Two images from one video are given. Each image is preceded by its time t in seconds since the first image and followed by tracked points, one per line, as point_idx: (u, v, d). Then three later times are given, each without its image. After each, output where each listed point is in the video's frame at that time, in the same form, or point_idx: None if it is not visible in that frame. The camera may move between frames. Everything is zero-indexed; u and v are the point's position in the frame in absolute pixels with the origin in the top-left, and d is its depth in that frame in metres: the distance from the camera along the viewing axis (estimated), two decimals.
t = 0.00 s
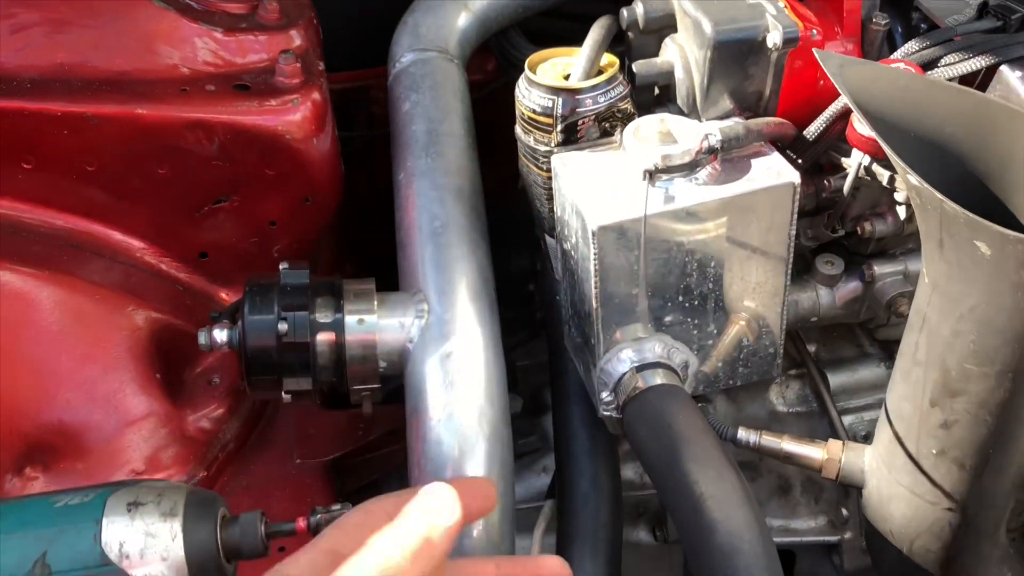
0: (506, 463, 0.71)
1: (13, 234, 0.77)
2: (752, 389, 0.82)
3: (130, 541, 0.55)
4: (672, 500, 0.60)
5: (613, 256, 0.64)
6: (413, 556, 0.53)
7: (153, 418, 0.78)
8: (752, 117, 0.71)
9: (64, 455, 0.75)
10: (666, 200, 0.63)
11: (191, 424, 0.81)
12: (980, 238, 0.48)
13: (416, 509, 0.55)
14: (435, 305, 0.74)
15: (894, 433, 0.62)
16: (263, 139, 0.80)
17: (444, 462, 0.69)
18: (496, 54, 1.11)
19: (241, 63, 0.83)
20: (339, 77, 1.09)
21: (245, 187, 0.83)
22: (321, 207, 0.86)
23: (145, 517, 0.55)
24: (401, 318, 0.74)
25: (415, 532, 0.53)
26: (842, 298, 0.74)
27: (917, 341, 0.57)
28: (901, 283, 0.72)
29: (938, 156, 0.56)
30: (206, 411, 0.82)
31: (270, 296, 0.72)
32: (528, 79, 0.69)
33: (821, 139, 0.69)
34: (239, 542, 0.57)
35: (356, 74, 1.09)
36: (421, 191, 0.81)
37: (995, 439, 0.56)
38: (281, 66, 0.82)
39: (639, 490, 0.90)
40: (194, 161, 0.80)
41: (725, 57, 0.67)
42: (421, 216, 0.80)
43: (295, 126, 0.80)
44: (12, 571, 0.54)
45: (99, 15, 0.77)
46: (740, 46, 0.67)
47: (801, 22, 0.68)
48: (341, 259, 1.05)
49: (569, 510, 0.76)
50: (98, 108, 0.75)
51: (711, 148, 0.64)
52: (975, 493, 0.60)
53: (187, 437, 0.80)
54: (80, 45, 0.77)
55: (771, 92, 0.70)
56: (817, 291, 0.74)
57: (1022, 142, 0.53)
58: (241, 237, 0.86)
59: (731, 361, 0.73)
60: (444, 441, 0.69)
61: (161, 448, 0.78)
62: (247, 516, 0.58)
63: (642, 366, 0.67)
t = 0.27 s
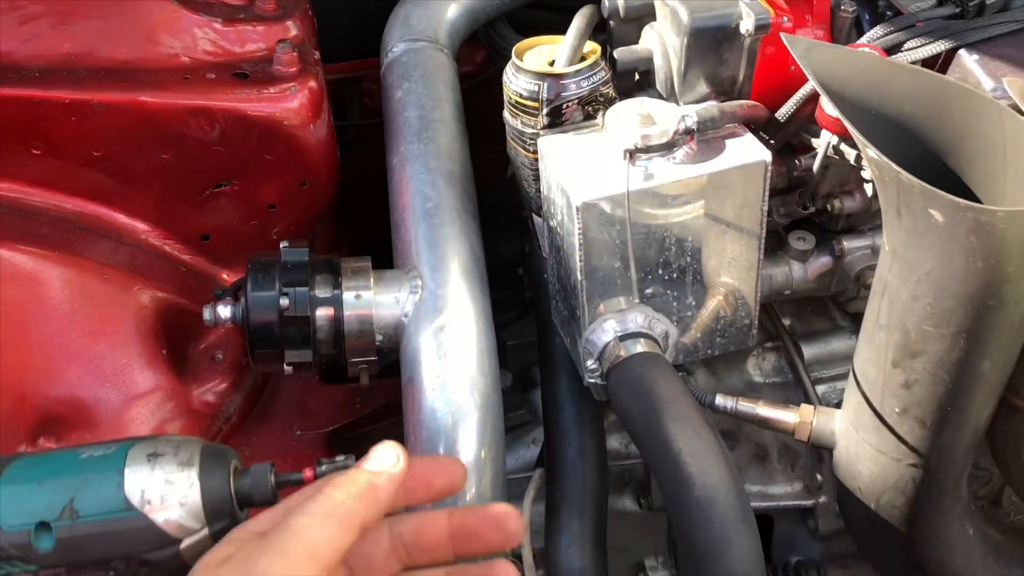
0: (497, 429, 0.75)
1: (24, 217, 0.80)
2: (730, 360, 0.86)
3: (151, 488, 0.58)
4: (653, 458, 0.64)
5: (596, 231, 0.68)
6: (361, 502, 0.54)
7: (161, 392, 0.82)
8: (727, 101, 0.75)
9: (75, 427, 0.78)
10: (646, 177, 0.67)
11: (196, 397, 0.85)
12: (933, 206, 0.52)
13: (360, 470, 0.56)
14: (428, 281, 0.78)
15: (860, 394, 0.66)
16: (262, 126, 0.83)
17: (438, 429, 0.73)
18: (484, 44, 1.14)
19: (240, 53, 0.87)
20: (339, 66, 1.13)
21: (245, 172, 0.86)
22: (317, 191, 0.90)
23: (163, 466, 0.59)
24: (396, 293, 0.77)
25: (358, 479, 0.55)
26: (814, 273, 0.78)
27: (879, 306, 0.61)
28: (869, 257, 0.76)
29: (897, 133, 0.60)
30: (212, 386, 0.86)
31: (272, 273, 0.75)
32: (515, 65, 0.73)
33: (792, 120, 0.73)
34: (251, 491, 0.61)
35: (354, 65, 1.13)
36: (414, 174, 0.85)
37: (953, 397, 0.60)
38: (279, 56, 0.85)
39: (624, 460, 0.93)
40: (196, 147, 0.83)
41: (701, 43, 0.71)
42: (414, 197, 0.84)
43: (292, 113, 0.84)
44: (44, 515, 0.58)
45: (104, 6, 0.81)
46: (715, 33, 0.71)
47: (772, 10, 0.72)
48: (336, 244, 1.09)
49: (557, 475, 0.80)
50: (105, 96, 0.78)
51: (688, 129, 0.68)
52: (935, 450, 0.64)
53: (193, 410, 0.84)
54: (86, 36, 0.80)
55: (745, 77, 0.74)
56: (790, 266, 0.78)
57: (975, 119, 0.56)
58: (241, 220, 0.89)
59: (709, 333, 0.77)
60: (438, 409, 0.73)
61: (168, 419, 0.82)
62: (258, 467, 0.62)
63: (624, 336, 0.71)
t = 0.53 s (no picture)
0: (499, 408, 0.77)
1: (34, 197, 0.82)
2: (725, 344, 0.88)
3: (169, 450, 0.60)
4: (652, 434, 0.66)
5: (598, 213, 0.70)
6: (350, 526, 0.51)
7: (168, 370, 0.83)
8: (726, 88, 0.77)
9: (84, 403, 0.79)
10: (647, 160, 0.69)
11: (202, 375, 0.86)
12: (926, 185, 0.54)
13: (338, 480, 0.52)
14: (431, 262, 0.79)
15: (854, 373, 0.68)
16: (269, 110, 0.85)
17: (441, 406, 0.74)
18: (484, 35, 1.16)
19: (246, 38, 0.88)
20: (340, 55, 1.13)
21: (250, 156, 0.87)
22: (321, 176, 0.91)
23: (181, 431, 0.60)
24: (400, 275, 0.79)
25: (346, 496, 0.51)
26: (809, 258, 0.80)
27: (873, 285, 0.63)
28: (862, 242, 0.78)
29: (892, 118, 0.62)
30: (218, 365, 0.88)
31: (279, 253, 0.77)
32: (519, 50, 0.75)
33: (788, 107, 0.75)
34: (267, 456, 0.62)
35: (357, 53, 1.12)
36: (417, 159, 0.87)
37: (943, 373, 0.62)
38: (285, 41, 0.87)
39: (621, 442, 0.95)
40: (203, 130, 0.84)
41: (702, 30, 0.73)
42: (417, 181, 0.85)
43: (299, 98, 0.85)
44: (66, 476, 0.59)
45: None
46: (714, 21, 0.72)
47: None
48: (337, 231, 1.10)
49: (556, 454, 0.81)
50: (115, 78, 0.79)
51: (687, 114, 0.70)
52: (926, 426, 0.65)
53: (198, 389, 0.85)
54: (96, 19, 0.82)
55: (743, 65, 0.76)
56: (785, 250, 0.80)
57: (967, 103, 0.58)
58: (247, 204, 0.91)
59: (707, 315, 0.79)
60: (441, 387, 0.75)
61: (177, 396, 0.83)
62: (273, 432, 0.63)
63: (624, 316, 0.73)
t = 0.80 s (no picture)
0: (494, 400, 0.76)
1: (30, 182, 0.81)
2: (722, 339, 0.88)
3: (164, 432, 0.60)
4: (648, 424, 0.66)
5: (596, 204, 0.70)
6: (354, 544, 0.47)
7: (160, 359, 0.81)
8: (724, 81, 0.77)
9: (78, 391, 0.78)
10: (646, 151, 0.69)
11: (197, 363, 0.85)
12: (924, 177, 0.54)
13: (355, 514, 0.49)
14: (428, 252, 0.79)
15: (850, 367, 0.68)
16: (267, 99, 0.84)
17: (437, 396, 0.74)
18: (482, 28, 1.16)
19: (245, 26, 0.88)
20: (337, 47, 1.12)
21: (248, 144, 0.87)
22: (318, 165, 0.91)
23: (176, 412, 0.60)
24: (396, 264, 0.79)
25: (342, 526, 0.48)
26: (806, 252, 0.80)
27: (869, 278, 0.63)
28: (859, 237, 0.78)
29: (890, 110, 0.62)
30: (210, 353, 0.86)
31: (276, 241, 0.76)
32: (518, 40, 0.75)
33: (786, 102, 0.75)
34: (262, 440, 0.63)
35: (356, 45, 1.10)
36: (415, 150, 0.87)
37: (939, 367, 0.62)
38: (284, 29, 0.87)
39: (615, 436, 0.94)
40: (200, 118, 0.84)
41: (701, 22, 0.73)
42: (415, 172, 0.85)
43: (297, 87, 0.85)
44: (60, 456, 0.59)
45: None
46: (714, 13, 0.72)
47: None
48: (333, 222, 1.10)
49: (551, 447, 0.81)
50: (113, 65, 0.79)
51: (686, 106, 0.70)
52: (920, 420, 0.66)
53: (193, 376, 0.84)
54: (94, 5, 0.81)
55: (742, 57, 0.76)
56: (782, 245, 0.80)
57: (966, 96, 0.58)
58: (243, 193, 0.90)
59: (703, 309, 0.79)
60: (436, 377, 0.75)
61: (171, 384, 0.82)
62: (268, 416, 0.64)
63: (620, 309, 0.73)
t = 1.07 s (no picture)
0: (510, 397, 0.77)
1: (51, 180, 0.82)
2: (735, 339, 0.89)
3: (191, 425, 0.61)
4: (664, 421, 0.66)
5: (612, 203, 0.70)
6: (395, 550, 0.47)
7: (178, 356, 0.82)
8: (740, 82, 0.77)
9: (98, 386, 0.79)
10: (662, 150, 0.69)
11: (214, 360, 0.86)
12: (940, 177, 0.55)
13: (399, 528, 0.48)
14: (444, 251, 0.80)
15: (864, 367, 0.69)
16: (285, 98, 0.85)
17: (453, 392, 0.75)
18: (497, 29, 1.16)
19: (263, 26, 0.89)
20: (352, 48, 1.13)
21: (266, 144, 0.88)
22: (335, 165, 0.92)
23: (202, 405, 0.61)
24: (413, 262, 0.79)
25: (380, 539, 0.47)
26: (820, 252, 0.80)
27: (884, 278, 0.64)
28: (873, 238, 0.79)
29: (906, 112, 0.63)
30: (228, 350, 0.87)
31: (294, 239, 0.77)
32: (536, 41, 0.75)
33: (801, 103, 0.75)
34: (286, 433, 0.63)
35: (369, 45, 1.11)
36: (431, 150, 0.87)
37: (952, 366, 0.63)
38: (302, 30, 0.88)
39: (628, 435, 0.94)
40: (219, 117, 0.85)
41: (716, 24, 0.73)
42: (431, 172, 0.86)
43: (315, 87, 0.86)
44: (89, 448, 0.60)
45: None
46: (730, 14, 0.73)
47: None
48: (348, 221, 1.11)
49: (565, 445, 0.82)
50: (135, 64, 0.80)
51: (702, 107, 0.70)
52: (933, 419, 0.66)
53: (211, 372, 0.84)
54: (116, 5, 0.82)
55: (757, 58, 0.76)
56: (796, 245, 0.81)
57: (982, 97, 0.59)
58: (261, 192, 0.91)
59: (717, 308, 0.79)
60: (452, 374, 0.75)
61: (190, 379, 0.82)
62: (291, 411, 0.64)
63: (635, 308, 0.74)
